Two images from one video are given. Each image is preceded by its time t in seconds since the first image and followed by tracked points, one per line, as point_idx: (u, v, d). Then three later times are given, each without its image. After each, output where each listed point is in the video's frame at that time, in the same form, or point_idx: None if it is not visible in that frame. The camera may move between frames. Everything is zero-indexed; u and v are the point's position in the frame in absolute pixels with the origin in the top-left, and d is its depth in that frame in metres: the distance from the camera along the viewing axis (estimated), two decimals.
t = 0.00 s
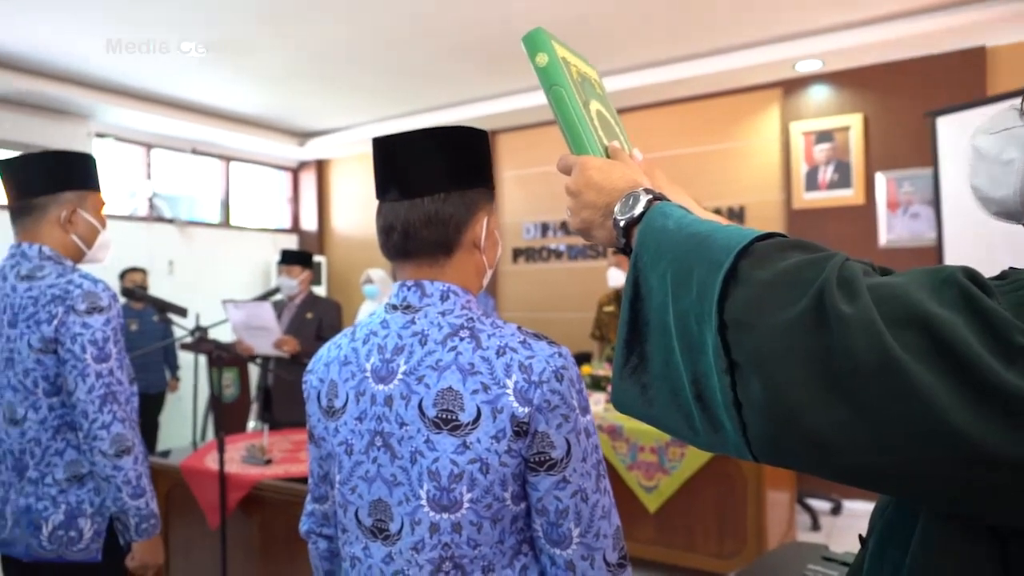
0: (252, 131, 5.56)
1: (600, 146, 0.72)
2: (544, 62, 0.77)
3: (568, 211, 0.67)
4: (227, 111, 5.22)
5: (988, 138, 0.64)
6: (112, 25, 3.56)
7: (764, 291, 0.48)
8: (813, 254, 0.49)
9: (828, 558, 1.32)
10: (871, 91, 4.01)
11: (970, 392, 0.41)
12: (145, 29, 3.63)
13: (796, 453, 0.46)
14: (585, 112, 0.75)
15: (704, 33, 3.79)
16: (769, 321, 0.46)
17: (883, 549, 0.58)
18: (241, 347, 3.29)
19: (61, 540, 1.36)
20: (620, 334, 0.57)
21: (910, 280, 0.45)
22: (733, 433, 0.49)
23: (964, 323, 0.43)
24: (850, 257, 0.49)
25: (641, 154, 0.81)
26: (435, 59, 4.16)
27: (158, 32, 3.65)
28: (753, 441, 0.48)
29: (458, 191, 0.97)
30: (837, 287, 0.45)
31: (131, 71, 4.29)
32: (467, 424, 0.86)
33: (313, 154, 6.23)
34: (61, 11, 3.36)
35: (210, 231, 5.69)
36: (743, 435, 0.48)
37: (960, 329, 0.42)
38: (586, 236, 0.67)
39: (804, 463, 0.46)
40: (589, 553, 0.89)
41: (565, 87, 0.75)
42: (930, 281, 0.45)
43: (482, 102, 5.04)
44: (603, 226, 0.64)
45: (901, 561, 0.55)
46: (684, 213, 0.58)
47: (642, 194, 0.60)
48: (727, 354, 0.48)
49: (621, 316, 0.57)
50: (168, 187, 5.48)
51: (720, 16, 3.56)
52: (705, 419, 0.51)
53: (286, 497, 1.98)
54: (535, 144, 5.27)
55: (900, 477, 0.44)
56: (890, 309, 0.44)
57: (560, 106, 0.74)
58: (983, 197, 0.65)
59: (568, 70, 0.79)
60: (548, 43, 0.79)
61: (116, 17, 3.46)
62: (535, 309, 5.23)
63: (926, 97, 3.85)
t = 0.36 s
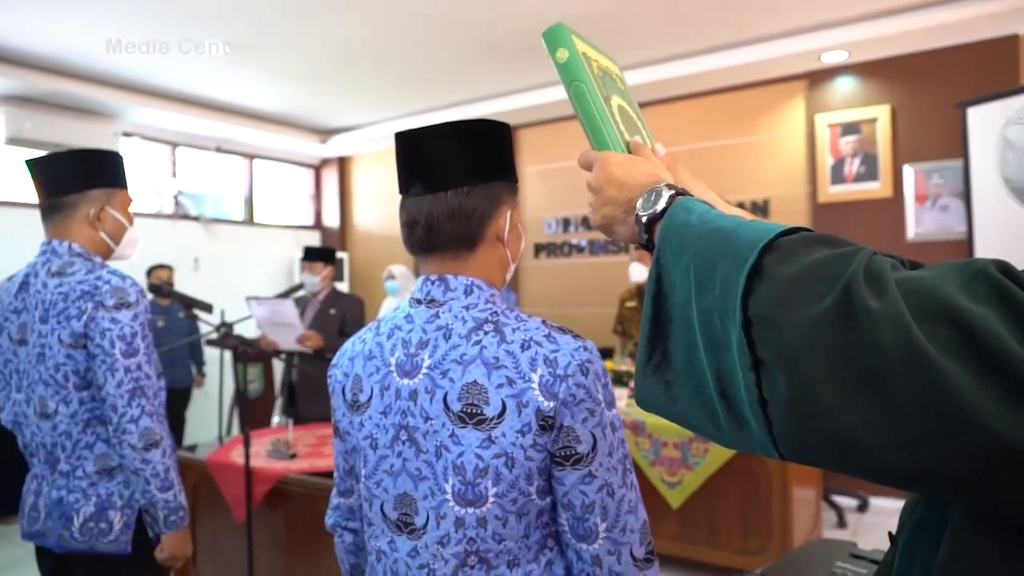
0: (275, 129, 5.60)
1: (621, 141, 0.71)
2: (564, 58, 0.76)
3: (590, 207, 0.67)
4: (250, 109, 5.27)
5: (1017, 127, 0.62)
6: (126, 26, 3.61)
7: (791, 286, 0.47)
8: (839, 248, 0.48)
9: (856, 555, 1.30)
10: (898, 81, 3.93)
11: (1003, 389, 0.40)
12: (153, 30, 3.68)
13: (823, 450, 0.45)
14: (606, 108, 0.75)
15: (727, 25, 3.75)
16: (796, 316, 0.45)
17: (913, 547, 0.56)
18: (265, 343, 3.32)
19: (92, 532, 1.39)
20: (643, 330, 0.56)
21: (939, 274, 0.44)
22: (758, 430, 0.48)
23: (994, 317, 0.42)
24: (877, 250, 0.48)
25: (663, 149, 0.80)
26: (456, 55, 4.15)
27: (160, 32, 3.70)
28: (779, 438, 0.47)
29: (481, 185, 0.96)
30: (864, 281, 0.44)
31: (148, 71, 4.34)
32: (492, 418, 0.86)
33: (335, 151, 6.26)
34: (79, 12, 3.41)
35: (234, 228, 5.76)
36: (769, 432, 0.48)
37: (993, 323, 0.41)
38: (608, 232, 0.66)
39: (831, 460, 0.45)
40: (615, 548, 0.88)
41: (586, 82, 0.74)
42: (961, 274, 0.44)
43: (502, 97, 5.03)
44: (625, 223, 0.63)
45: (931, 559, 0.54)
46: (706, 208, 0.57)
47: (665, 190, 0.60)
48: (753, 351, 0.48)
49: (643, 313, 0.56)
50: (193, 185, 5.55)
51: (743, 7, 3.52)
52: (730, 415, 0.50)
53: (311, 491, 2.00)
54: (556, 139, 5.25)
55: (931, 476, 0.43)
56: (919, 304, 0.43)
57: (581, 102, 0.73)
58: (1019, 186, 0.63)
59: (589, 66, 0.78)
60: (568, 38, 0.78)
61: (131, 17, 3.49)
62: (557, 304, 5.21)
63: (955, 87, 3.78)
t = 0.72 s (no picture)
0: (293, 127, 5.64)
1: (641, 139, 0.71)
2: (583, 55, 0.76)
3: (608, 205, 0.66)
4: (268, 108, 5.30)
5: None
6: (136, 26, 3.64)
7: (814, 284, 0.46)
8: (863, 245, 0.47)
9: (881, 555, 1.29)
10: (922, 75, 3.87)
11: None
12: (158, 31, 3.70)
13: (848, 452, 0.44)
14: (625, 104, 0.74)
15: (746, 19, 3.71)
16: (819, 315, 0.45)
17: (939, 548, 0.55)
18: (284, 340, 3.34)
19: (116, 526, 1.40)
20: (663, 329, 0.56)
21: (967, 269, 0.43)
22: (780, 430, 0.48)
23: None
24: (900, 247, 0.47)
25: (683, 146, 0.79)
26: (473, 52, 4.15)
27: (159, 32, 3.72)
28: (802, 438, 0.46)
29: (500, 181, 0.96)
30: (889, 280, 0.43)
31: (160, 71, 4.37)
32: (513, 416, 0.86)
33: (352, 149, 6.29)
34: (93, 13, 3.45)
35: (253, 226, 5.80)
36: (791, 434, 0.47)
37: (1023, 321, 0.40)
38: (627, 231, 0.65)
39: (855, 461, 0.44)
40: (638, 546, 0.87)
41: (605, 79, 0.73)
42: (989, 271, 0.43)
43: (519, 94, 5.02)
44: (644, 221, 0.63)
45: (959, 560, 0.53)
46: (727, 205, 0.56)
47: (684, 187, 0.59)
48: (775, 350, 0.47)
49: (663, 312, 0.56)
50: (213, 183, 5.61)
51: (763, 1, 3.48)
52: (751, 415, 0.50)
53: (331, 487, 2.01)
54: (572, 136, 5.24)
55: (960, 478, 0.42)
56: (945, 302, 0.42)
57: (600, 100, 0.73)
58: None
59: (608, 62, 0.77)
60: (587, 36, 0.78)
61: (144, 18, 3.53)
62: (575, 301, 5.20)
63: (980, 80, 3.71)
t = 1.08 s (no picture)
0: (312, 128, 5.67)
1: (664, 139, 0.70)
2: (605, 55, 0.75)
3: (631, 205, 0.66)
4: (288, 109, 5.34)
5: None
6: (148, 27, 3.65)
7: (842, 283, 0.45)
8: (892, 245, 0.47)
9: (908, 558, 1.27)
10: (946, 71, 3.81)
11: None
12: (160, 31, 3.70)
13: (876, 455, 0.44)
14: (647, 104, 0.73)
15: (765, 16, 3.68)
16: (847, 315, 0.44)
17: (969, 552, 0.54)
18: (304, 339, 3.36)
19: (143, 523, 1.42)
20: (686, 330, 0.55)
21: (999, 268, 0.42)
22: (806, 432, 0.47)
23: None
24: (930, 247, 0.46)
25: (706, 146, 0.79)
26: (490, 52, 4.15)
27: (161, 32, 3.72)
28: (828, 440, 0.46)
29: (523, 181, 0.95)
30: (918, 280, 0.43)
31: (174, 72, 4.40)
32: (537, 417, 0.86)
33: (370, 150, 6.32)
34: (109, 16, 3.48)
35: (273, 227, 5.86)
36: (818, 436, 0.46)
37: None
38: (651, 231, 0.65)
39: (883, 464, 0.44)
40: (662, 549, 0.87)
41: (627, 79, 0.73)
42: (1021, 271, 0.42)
43: (537, 94, 5.01)
44: (668, 220, 0.62)
45: (989, 565, 0.52)
46: (751, 204, 0.56)
47: (709, 186, 0.59)
48: (801, 352, 0.46)
49: (686, 313, 0.56)
50: (234, 185, 5.66)
51: None
52: (777, 417, 0.49)
53: (352, 486, 2.02)
54: (591, 136, 5.22)
55: (993, 482, 0.41)
56: (976, 303, 0.41)
57: (623, 100, 0.72)
58: None
59: (630, 62, 0.77)
60: (609, 35, 0.77)
61: (159, 20, 3.55)
62: (593, 301, 5.19)
63: (1006, 76, 3.65)
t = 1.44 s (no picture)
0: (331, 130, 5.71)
1: (688, 138, 0.69)
2: (629, 54, 0.75)
3: (656, 205, 0.65)
4: (307, 110, 5.38)
5: None
6: (164, 28, 3.67)
7: (874, 284, 0.44)
8: (926, 244, 0.45)
9: (934, 563, 1.24)
10: (971, 68, 3.76)
11: None
12: (179, 32, 3.73)
13: (908, 459, 0.43)
14: (671, 103, 0.73)
15: (786, 14, 3.65)
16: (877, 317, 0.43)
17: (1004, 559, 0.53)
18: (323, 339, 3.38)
19: (169, 521, 1.44)
20: (713, 331, 0.54)
21: None
22: (836, 435, 0.47)
23: None
24: (965, 247, 0.45)
25: (730, 145, 0.78)
26: (508, 53, 4.15)
27: (165, 32, 3.72)
28: (859, 445, 0.45)
29: (547, 180, 0.95)
30: (951, 281, 0.42)
31: (194, 74, 4.44)
32: (561, 417, 0.85)
33: (388, 151, 6.35)
34: (127, 17, 3.51)
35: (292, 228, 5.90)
36: (849, 439, 0.46)
37: None
38: (675, 231, 0.64)
39: (914, 469, 0.43)
40: (687, 552, 0.86)
41: (651, 78, 0.72)
42: None
43: (555, 94, 5.00)
44: (692, 220, 0.61)
45: None
46: (778, 205, 0.55)
47: (734, 187, 0.58)
48: (832, 353, 0.45)
49: (712, 313, 0.55)
50: (254, 186, 5.72)
51: None
52: (805, 419, 0.48)
53: (372, 486, 2.02)
54: (610, 135, 5.20)
55: None
56: (1014, 303, 0.40)
57: (647, 100, 0.71)
58: None
59: (654, 62, 0.76)
60: (633, 34, 0.77)
61: (179, 21, 3.58)
62: (611, 301, 5.17)
63: None
